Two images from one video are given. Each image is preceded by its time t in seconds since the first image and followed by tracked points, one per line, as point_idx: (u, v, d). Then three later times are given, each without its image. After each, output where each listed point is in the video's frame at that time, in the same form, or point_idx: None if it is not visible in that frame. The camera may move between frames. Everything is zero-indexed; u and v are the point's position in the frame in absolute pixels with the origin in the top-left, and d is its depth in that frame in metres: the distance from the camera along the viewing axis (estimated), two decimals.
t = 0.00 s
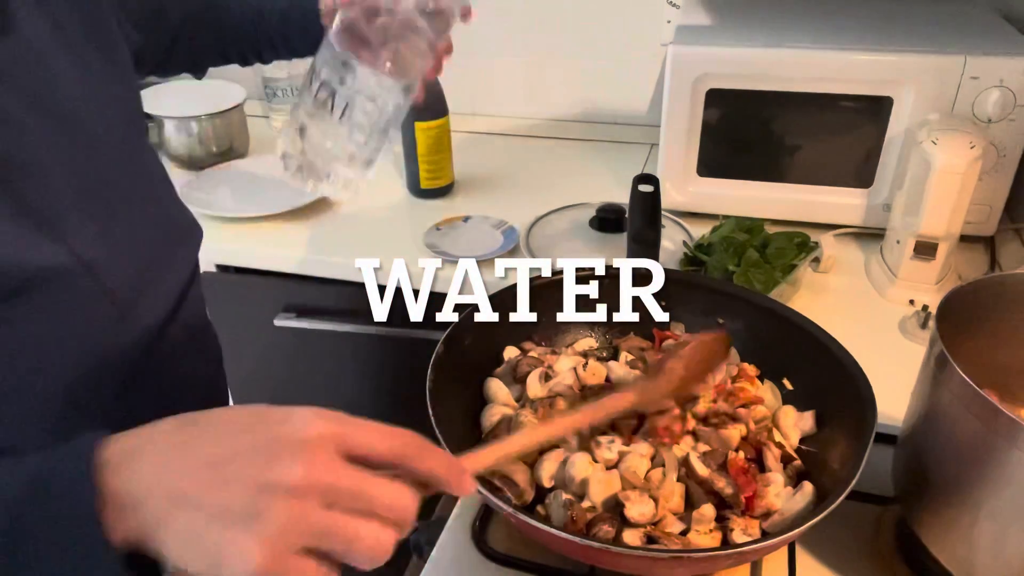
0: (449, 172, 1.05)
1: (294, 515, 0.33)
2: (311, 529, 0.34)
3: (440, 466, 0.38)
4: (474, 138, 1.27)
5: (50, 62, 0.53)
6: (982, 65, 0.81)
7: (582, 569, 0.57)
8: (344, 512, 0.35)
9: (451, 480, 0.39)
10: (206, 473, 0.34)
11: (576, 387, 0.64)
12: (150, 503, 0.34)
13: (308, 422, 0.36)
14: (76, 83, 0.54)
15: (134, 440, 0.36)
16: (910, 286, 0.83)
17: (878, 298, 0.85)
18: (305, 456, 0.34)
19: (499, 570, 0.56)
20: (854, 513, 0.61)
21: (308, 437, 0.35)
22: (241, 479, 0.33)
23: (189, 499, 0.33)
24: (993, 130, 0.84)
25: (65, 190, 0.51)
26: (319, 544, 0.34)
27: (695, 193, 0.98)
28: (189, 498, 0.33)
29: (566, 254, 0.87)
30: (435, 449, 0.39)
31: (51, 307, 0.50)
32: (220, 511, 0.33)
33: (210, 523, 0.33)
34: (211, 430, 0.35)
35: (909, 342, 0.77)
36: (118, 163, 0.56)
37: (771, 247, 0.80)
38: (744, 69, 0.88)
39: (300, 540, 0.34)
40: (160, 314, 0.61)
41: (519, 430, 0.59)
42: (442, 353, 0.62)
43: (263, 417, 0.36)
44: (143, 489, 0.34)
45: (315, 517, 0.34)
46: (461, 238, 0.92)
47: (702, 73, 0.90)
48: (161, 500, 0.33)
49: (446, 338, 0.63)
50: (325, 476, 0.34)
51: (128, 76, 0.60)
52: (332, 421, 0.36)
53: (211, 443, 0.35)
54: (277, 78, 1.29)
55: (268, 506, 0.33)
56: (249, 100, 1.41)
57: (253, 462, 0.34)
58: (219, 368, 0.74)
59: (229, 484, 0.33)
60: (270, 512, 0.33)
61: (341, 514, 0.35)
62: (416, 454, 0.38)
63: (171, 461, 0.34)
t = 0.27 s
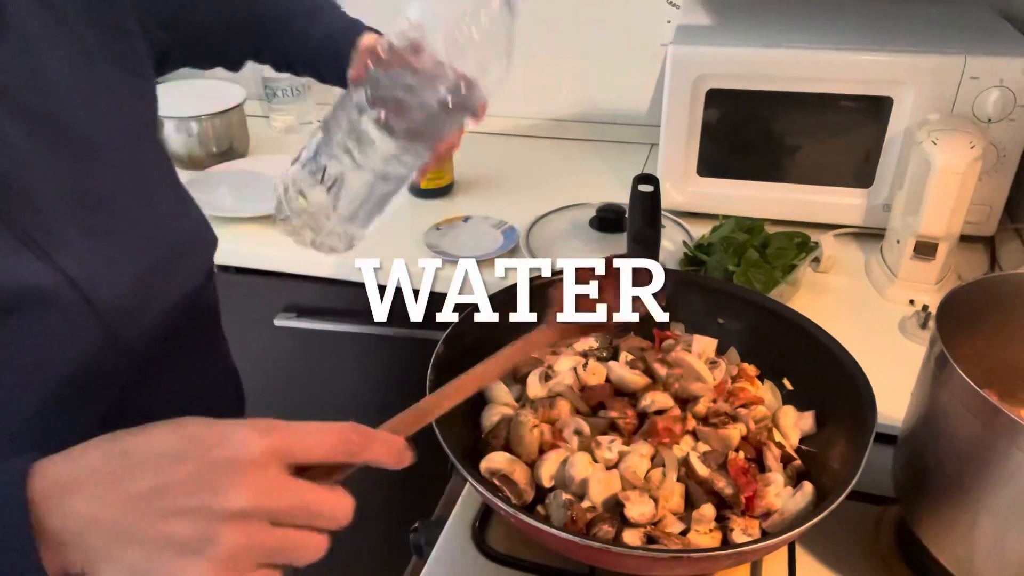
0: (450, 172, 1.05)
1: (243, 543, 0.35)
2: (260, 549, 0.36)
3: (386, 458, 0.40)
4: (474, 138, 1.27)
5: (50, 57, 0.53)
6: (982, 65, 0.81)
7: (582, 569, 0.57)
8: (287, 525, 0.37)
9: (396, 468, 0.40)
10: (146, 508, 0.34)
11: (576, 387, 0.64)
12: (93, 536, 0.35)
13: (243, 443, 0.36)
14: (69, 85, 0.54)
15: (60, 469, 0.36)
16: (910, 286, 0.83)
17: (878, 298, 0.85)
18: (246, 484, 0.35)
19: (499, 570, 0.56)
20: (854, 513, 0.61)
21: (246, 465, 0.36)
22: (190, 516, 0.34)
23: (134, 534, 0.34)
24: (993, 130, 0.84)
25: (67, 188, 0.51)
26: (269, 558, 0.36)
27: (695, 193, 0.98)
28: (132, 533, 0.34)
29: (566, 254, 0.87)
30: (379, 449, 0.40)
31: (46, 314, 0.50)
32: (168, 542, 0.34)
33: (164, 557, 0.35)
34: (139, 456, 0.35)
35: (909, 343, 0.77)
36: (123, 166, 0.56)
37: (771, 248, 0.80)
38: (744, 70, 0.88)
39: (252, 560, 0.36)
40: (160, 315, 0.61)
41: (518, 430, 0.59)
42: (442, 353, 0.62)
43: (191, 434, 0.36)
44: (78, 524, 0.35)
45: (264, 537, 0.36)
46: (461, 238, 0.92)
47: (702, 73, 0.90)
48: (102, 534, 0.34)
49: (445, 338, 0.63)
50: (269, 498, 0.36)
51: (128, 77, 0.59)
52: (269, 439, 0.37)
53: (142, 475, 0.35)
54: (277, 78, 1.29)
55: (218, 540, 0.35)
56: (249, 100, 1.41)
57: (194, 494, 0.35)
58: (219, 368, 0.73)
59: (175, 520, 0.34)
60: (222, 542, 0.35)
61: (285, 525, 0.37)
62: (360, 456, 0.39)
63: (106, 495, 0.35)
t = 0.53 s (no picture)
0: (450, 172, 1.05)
1: (216, 506, 0.38)
2: (233, 514, 0.38)
3: (359, 441, 0.44)
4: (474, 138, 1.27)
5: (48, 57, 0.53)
6: (982, 65, 0.81)
7: (582, 569, 0.57)
8: (263, 500, 0.40)
9: (370, 451, 0.44)
10: (133, 475, 0.38)
11: (576, 387, 0.64)
12: (88, 505, 0.38)
13: (223, 418, 0.40)
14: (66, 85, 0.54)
15: (69, 451, 0.40)
16: (910, 286, 0.83)
17: (878, 298, 0.85)
18: (223, 449, 0.39)
19: (499, 570, 0.56)
20: (854, 513, 0.61)
21: (224, 433, 0.39)
22: (166, 479, 0.37)
23: (120, 498, 0.37)
24: (993, 130, 0.84)
25: (61, 192, 0.53)
26: (243, 527, 0.39)
27: (695, 193, 0.98)
28: (119, 498, 0.37)
29: (566, 254, 0.87)
30: (352, 433, 0.44)
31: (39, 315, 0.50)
32: (150, 506, 0.37)
33: (142, 518, 0.37)
34: (133, 434, 0.39)
35: (909, 343, 0.77)
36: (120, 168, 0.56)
37: (771, 248, 0.80)
38: (743, 70, 0.88)
39: (225, 527, 0.38)
40: (160, 315, 0.61)
41: (518, 430, 0.59)
42: (442, 353, 0.62)
43: (181, 415, 0.40)
44: (79, 493, 0.38)
45: (237, 504, 0.38)
46: (461, 238, 0.92)
47: (702, 73, 0.90)
48: (95, 501, 0.38)
49: (445, 338, 0.63)
50: (244, 466, 0.39)
51: (127, 77, 0.59)
52: (247, 415, 0.40)
53: (134, 448, 0.39)
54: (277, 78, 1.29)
55: (190, 500, 0.37)
56: (250, 100, 1.41)
57: (173, 460, 0.38)
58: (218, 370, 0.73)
59: (155, 483, 0.37)
60: (195, 502, 0.37)
61: (261, 501, 0.40)
62: (334, 437, 0.43)
63: (102, 467, 0.38)
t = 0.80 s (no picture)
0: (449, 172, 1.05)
1: (227, 488, 0.39)
2: (243, 495, 0.39)
3: (364, 421, 0.45)
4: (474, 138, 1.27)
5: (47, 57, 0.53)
6: (982, 65, 0.81)
7: (582, 569, 0.57)
8: (271, 480, 0.41)
9: (375, 430, 0.45)
10: (142, 462, 0.38)
11: (576, 387, 0.64)
12: (100, 493, 0.39)
13: (229, 403, 0.40)
14: (67, 85, 0.54)
15: (74, 442, 0.40)
16: (910, 286, 0.83)
17: (878, 298, 0.85)
18: (231, 435, 0.39)
19: (499, 570, 0.56)
20: (854, 513, 0.61)
21: (230, 420, 0.40)
22: (177, 465, 0.38)
23: (130, 485, 0.38)
24: (993, 130, 0.84)
25: (67, 193, 0.53)
26: (253, 507, 0.40)
27: (695, 193, 0.98)
28: (130, 485, 0.38)
29: (566, 254, 0.87)
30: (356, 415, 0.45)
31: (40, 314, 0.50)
32: (158, 489, 0.38)
33: (154, 502, 0.38)
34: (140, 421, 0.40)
35: (909, 343, 0.77)
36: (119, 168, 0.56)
37: (771, 248, 0.80)
38: (744, 70, 0.88)
39: (236, 507, 0.39)
40: (160, 316, 0.61)
41: (518, 430, 0.59)
42: (442, 353, 0.62)
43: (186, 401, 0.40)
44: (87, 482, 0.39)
45: (247, 485, 0.39)
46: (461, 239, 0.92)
47: (702, 74, 0.90)
48: (107, 488, 0.38)
49: (445, 338, 0.63)
50: (252, 450, 0.40)
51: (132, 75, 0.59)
52: (252, 399, 0.41)
53: (142, 436, 0.39)
54: (278, 78, 1.29)
55: (201, 484, 0.38)
56: (250, 100, 1.41)
57: (183, 446, 0.38)
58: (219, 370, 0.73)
59: (165, 469, 0.38)
60: (204, 485, 0.38)
61: (269, 481, 0.41)
62: (339, 419, 0.44)
63: (111, 456, 0.39)
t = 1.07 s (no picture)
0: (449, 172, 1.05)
1: (225, 477, 0.39)
2: (240, 486, 0.39)
3: (361, 414, 0.45)
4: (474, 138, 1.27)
5: (48, 58, 0.53)
6: (982, 65, 0.81)
7: (582, 569, 0.57)
8: (269, 471, 0.41)
9: (373, 423, 0.45)
10: (143, 451, 0.39)
11: (575, 387, 0.64)
12: (101, 481, 0.39)
13: (229, 393, 0.41)
14: (69, 85, 0.54)
15: (80, 432, 0.41)
16: (910, 286, 0.83)
17: (878, 298, 0.85)
18: (230, 425, 0.39)
19: (499, 570, 0.56)
20: (854, 513, 0.61)
21: (230, 409, 0.40)
22: (176, 452, 0.38)
23: (132, 473, 0.38)
24: (993, 130, 0.84)
25: (71, 194, 0.53)
26: (250, 497, 0.40)
27: (696, 193, 0.98)
28: (131, 473, 0.38)
29: (566, 254, 0.87)
30: (355, 407, 0.45)
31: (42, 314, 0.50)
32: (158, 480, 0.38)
33: (153, 490, 0.38)
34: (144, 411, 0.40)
35: (909, 343, 0.77)
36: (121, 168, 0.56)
37: (771, 248, 0.80)
38: (744, 70, 0.88)
39: (234, 496, 0.39)
40: (161, 316, 0.61)
41: (518, 430, 0.59)
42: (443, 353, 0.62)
43: (189, 391, 0.41)
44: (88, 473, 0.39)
45: (245, 475, 0.40)
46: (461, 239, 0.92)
47: (702, 74, 0.90)
48: (109, 477, 0.39)
49: (445, 339, 0.63)
50: (251, 439, 0.40)
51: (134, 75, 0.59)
52: (252, 389, 0.41)
53: (144, 425, 0.40)
54: (277, 78, 1.29)
55: (200, 475, 0.38)
56: (250, 100, 1.41)
57: (182, 436, 0.39)
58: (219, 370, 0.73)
59: (166, 457, 0.38)
60: (204, 476, 0.38)
61: (267, 472, 0.41)
62: (337, 411, 0.44)
63: (112, 447, 0.39)
